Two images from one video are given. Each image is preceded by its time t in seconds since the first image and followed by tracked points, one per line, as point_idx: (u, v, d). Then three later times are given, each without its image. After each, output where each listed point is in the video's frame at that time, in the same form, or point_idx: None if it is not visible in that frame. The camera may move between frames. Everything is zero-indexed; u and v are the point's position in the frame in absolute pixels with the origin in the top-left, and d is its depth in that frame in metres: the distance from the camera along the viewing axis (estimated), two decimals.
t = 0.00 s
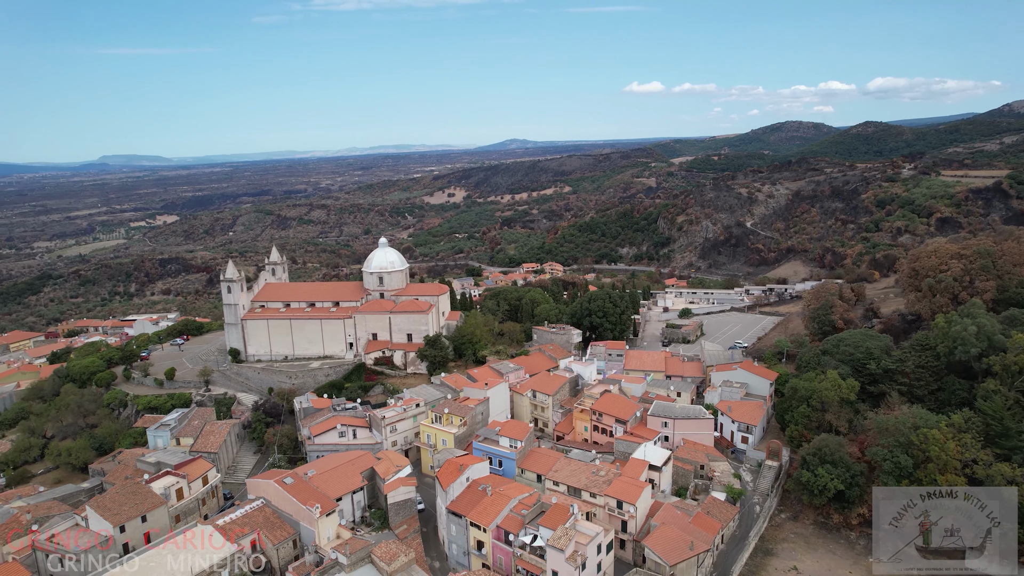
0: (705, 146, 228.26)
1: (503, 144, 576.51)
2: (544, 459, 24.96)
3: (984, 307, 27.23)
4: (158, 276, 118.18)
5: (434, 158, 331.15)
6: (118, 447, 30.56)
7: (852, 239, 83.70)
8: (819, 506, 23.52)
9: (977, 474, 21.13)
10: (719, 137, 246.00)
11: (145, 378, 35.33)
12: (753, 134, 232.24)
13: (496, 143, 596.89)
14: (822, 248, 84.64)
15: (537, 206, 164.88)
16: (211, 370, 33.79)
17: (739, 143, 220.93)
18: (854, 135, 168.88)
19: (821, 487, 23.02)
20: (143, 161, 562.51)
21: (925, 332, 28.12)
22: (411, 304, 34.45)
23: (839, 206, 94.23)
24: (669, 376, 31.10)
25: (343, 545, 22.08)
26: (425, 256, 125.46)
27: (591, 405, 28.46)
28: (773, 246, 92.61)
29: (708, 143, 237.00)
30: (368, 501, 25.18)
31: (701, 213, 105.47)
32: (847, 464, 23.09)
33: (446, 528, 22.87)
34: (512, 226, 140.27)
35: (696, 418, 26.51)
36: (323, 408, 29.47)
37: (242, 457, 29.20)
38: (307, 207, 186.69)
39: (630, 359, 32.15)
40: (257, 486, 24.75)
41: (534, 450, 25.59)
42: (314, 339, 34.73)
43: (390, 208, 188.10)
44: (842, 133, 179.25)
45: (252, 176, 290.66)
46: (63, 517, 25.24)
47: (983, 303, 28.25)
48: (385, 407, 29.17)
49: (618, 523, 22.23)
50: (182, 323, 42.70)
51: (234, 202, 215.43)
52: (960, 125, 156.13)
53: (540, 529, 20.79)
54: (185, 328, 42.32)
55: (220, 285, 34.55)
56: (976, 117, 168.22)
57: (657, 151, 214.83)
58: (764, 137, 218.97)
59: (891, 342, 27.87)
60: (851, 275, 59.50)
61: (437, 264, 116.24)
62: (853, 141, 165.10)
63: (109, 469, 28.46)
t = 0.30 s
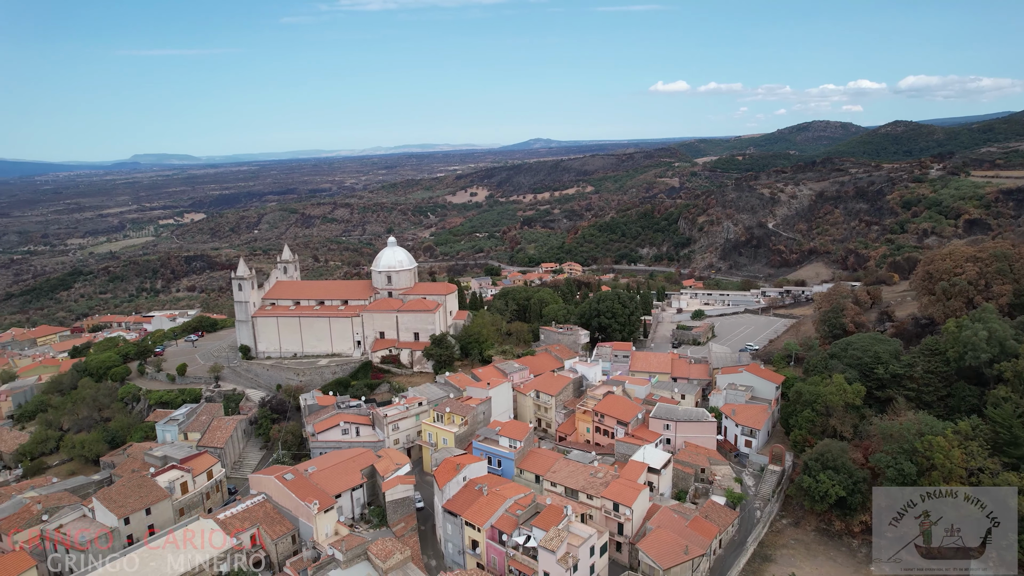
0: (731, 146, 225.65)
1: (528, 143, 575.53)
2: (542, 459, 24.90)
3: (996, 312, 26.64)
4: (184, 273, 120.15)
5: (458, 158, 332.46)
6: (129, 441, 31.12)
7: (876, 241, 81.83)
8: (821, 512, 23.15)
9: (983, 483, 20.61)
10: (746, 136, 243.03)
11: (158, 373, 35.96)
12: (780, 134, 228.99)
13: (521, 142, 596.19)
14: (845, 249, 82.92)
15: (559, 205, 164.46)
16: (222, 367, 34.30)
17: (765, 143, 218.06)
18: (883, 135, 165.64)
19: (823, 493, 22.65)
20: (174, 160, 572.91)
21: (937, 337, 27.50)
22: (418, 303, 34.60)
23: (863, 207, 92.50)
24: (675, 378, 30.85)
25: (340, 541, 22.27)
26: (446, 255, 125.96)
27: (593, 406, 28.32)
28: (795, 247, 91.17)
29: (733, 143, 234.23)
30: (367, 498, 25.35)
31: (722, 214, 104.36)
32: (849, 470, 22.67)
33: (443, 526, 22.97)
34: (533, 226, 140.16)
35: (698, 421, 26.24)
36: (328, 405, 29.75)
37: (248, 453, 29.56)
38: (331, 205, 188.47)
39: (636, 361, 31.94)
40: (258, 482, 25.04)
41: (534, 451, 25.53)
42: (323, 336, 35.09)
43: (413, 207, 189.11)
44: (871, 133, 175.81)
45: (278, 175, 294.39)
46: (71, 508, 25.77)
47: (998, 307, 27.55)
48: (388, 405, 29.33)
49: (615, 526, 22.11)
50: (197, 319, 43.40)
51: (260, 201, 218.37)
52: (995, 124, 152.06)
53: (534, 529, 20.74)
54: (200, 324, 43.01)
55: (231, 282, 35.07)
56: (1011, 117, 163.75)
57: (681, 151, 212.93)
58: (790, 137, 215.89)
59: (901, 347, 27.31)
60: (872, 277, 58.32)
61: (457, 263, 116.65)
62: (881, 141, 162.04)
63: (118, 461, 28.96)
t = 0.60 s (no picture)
0: (758, 146, 222.64)
1: (554, 143, 573.79)
2: (542, 460, 24.87)
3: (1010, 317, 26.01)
4: (210, 270, 122.18)
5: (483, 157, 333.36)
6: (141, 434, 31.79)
7: (903, 242, 79.83)
8: (823, 519, 22.83)
9: (990, 493, 20.15)
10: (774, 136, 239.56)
11: (172, 369, 36.64)
12: (809, 134, 225.22)
13: (547, 141, 594.33)
14: (870, 251, 81.11)
15: (582, 205, 163.87)
16: (233, 363, 34.86)
17: (794, 143, 214.68)
18: (916, 134, 161.92)
19: (824, 499, 22.36)
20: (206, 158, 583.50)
21: (949, 342, 26.90)
22: (426, 302, 34.74)
23: (890, 209, 90.57)
24: (682, 381, 30.54)
25: (336, 538, 22.48)
26: (468, 254, 126.36)
27: (596, 407, 28.18)
28: (819, 249, 89.55)
29: (761, 142, 231.03)
30: (367, 496, 25.56)
31: (745, 214, 103.07)
32: (852, 476, 22.33)
33: (439, 525, 23.07)
34: (555, 226, 139.90)
35: (701, 425, 25.94)
36: (333, 403, 30.00)
37: (255, 448, 29.97)
38: (357, 204, 190.22)
39: (643, 363, 31.71)
40: (262, 477, 25.44)
41: (534, 451, 25.51)
42: (332, 334, 35.45)
43: (437, 207, 190.01)
44: (903, 132, 171.98)
45: (305, 173, 297.75)
46: (82, 498, 26.39)
47: (1013, 312, 26.88)
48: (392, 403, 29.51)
49: (611, 528, 21.99)
50: (212, 316, 44.16)
51: (288, 199, 221.18)
52: None
53: (527, 530, 20.70)
54: (216, 321, 43.76)
55: (244, 280, 35.64)
56: None
57: (707, 151, 210.65)
58: (820, 137, 212.26)
59: (911, 352, 26.79)
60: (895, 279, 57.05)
61: (478, 263, 116.95)
62: (913, 141, 158.46)
63: (129, 453, 29.57)
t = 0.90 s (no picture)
0: (789, 146, 219.13)
1: (583, 143, 570.90)
2: (543, 461, 24.81)
3: None
4: (238, 267, 124.23)
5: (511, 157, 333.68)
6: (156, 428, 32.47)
7: (933, 244, 77.75)
8: (827, 527, 22.43)
9: (998, 505, 19.61)
10: (805, 136, 235.58)
11: (188, 364, 37.38)
12: (842, 134, 221.01)
13: (576, 141, 591.97)
14: (899, 253, 79.19)
15: (608, 205, 162.97)
16: (247, 360, 35.43)
17: (826, 143, 210.76)
18: (952, 134, 157.82)
19: (828, 507, 21.99)
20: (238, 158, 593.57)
21: (964, 348, 26.22)
22: (436, 301, 34.93)
23: (921, 210, 88.39)
24: (691, 384, 30.19)
25: (336, 534, 22.70)
26: (491, 254, 126.58)
27: (601, 409, 28.02)
28: (847, 251, 87.75)
29: (792, 142, 227.38)
30: (370, 493, 25.77)
31: (771, 215, 101.58)
32: (857, 485, 21.96)
33: (439, 524, 23.15)
34: (579, 226, 139.44)
35: (705, 428, 25.65)
36: (341, 400, 30.34)
37: (265, 444, 30.41)
38: (384, 203, 191.84)
39: (651, 365, 31.45)
40: (267, 473, 25.80)
41: (535, 452, 25.47)
42: (344, 333, 35.81)
43: (462, 206, 190.67)
44: (939, 132, 167.73)
45: (335, 172, 300.99)
46: (94, 490, 26.98)
47: None
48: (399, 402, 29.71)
49: (609, 531, 21.82)
50: (230, 313, 44.98)
51: (316, 198, 223.93)
52: None
53: (523, 531, 20.67)
54: (233, 318, 44.56)
55: (259, 278, 36.21)
56: None
57: (736, 151, 208.00)
58: (852, 136, 208.20)
59: (924, 358, 26.18)
60: (922, 282, 55.62)
61: (501, 262, 117.15)
62: (949, 141, 154.42)
63: (142, 445, 30.21)
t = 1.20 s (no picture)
0: (825, 146, 214.73)
1: (615, 143, 567.53)
2: (549, 462, 24.75)
3: None
4: (270, 265, 126.31)
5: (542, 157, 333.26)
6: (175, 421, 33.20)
7: (970, 247, 75.47)
8: (836, 536, 21.97)
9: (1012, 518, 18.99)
10: (842, 136, 230.70)
11: (208, 360, 38.18)
12: (880, 134, 215.91)
13: (607, 141, 587.49)
14: (934, 256, 76.95)
15: (638, 205, 161.65)
16: (264, 356, 36.03)
17: (863, 142, 205.99)
18: (995, 133, 153.00)
19: (836, 516, 21.57)
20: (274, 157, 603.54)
21: (985, 356, 25.49)
22: (450, 301, 35.11)
23: (959, 212, 85.86)
24: (703, 388, 29.81)
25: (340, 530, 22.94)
26: (518, 253, 126.59)
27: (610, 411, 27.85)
28: (879, 253, 85.64)
29: (828, 142, 222.87)
30: (376, 490, 25.98)
31: (801, 217, 99.84)
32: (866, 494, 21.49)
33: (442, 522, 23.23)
34: (607, 226, 138.65)
35: (713, 432, 25.31)
36: (353, 398, 30.70)
37: (278, 440, 30.88)
38: (414, 202, 193.29)
39: (664, 367, 31.18)
40: (277, 468, 26.20)
41: (541, 453, 25.43)
42: (359, 331, 36.23)
43: (492, 206, 191.07)
44: (982, 131, 162.67)
45: (367, 172, 304.17)
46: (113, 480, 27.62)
47: None
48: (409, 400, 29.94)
49: (611, 535, 21.67)
50: (252, 310, 45.83)
51: (348, 197, 226.49)
52: None
53: (522, 532, 20.63)
54: (255, 315, 45.39)
55: (277, 277, 36.82)
56: None
57: (770, 151, 204.64)
58: (891, 136, 203.26)
59: (943, 365, 25.50)
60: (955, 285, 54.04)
61: (528, 262, 117.20)
62: (992, 141, 149.66)
63: (160, 438, 30.90)
